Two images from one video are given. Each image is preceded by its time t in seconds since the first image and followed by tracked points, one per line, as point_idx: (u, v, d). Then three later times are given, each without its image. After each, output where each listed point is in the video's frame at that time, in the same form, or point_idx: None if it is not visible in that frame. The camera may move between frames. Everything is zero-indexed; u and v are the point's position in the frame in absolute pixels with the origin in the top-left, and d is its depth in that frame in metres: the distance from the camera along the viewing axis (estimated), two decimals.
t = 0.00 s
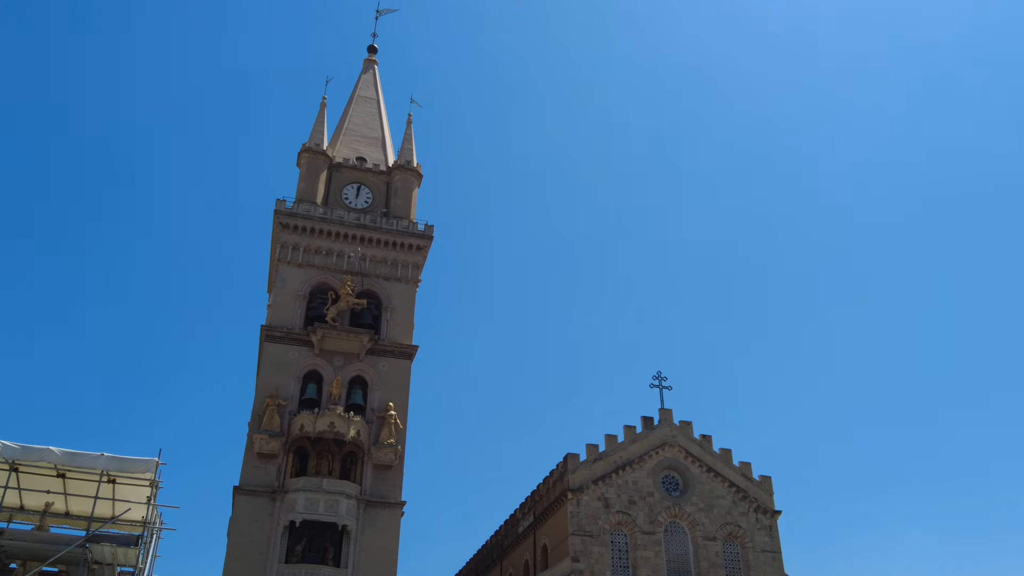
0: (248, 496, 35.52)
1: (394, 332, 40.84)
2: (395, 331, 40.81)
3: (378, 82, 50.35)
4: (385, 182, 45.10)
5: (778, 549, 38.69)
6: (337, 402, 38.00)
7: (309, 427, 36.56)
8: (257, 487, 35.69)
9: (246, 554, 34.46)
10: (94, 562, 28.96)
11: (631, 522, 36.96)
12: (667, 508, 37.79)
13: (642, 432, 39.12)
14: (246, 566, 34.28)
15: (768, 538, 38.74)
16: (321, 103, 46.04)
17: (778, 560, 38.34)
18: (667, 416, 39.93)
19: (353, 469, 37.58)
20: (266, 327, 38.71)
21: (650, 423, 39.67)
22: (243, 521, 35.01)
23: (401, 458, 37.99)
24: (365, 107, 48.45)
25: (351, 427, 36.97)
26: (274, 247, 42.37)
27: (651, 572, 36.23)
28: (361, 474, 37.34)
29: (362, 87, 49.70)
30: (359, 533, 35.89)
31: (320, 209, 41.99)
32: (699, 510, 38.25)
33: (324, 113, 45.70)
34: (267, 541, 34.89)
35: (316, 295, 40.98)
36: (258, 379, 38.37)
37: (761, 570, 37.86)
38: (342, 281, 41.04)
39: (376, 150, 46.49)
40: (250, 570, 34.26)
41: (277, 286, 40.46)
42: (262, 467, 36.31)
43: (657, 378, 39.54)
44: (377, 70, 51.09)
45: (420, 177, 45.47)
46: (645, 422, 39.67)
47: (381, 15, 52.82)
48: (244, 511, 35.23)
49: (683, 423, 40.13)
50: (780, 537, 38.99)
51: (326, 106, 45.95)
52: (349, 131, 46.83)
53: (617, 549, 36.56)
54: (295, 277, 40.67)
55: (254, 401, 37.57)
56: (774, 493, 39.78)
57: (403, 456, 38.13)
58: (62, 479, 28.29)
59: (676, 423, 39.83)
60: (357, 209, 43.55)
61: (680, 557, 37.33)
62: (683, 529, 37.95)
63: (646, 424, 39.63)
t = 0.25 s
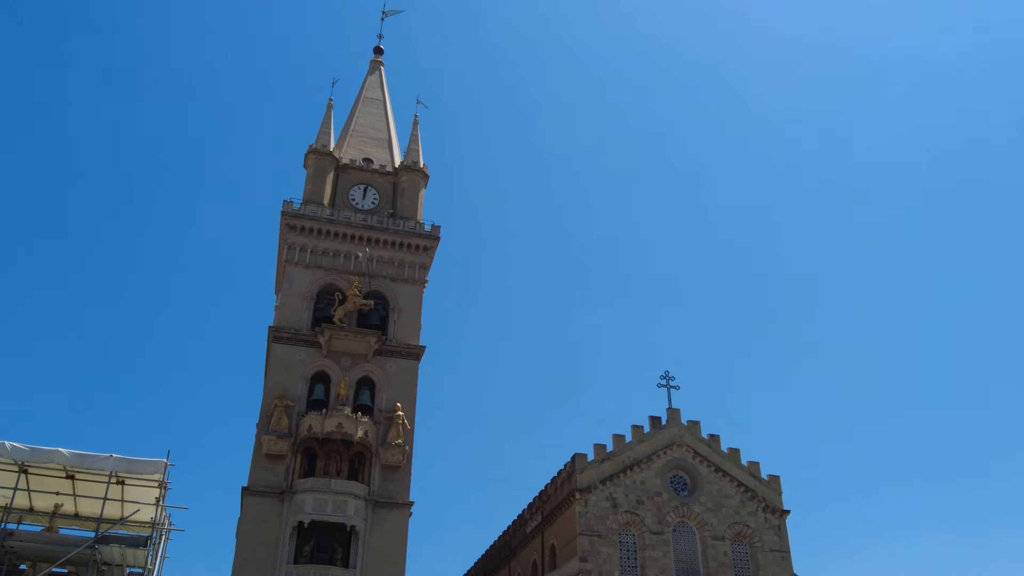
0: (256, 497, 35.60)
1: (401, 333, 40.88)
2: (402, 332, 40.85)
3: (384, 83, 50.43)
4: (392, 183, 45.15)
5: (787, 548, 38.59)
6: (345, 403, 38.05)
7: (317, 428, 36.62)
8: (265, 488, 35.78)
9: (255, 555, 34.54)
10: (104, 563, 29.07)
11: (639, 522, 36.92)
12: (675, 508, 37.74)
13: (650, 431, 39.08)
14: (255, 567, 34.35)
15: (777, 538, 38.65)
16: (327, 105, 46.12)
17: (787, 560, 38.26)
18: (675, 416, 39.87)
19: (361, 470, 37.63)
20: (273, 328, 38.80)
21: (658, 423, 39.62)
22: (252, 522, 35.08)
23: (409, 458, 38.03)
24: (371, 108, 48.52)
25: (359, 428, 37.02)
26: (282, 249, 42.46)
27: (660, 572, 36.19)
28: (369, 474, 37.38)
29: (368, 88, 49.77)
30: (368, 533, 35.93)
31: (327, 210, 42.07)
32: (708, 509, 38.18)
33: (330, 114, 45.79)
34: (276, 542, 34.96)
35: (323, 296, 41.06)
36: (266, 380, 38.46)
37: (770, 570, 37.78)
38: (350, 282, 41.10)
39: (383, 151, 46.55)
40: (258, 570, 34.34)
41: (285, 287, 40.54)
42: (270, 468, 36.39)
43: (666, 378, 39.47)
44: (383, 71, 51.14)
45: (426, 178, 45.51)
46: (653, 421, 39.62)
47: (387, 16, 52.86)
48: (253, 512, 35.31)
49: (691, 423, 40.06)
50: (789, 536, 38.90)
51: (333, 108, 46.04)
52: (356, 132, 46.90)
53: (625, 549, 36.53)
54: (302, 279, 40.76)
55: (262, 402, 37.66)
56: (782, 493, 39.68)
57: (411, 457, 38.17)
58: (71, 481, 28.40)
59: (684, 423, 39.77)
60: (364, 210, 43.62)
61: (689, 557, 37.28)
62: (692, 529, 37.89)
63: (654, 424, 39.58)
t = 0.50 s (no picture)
0: (264, 497, 35.74)
1: (408, 333, 40.98)
2: (409, 332, 40.95)
3: (389, 84, 50.55)
4: (398, 183, 45.26)
5: (794, 547, 38.56)
6: (352, 403, 38.17)
7: (324, 428, 36.75)
8: (273, 488, 35.92)
9: (263, 555, 34.68)
10: (112, 563, 29.24)
11: (646, 521, 36.94)
12: (682, 508, 37.75)
13: (657, 431, 39.10)
14: (263, 567, 34.50)
15: (785, 537, 38.63)
16: (333, 106, 46.25)
17: (794, 559, 38.23)
18: (681, 415, 39.88)
19: (369, 470, 37.73)
20: (281, 329, 38.95)
21: (665, 422, 39.64)
22: (260, 522, 35.23)
23: (416, 458, 38.13)
24: (377, 110, 48.64)
25: (366, 428, 37.14)
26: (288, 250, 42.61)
27: (667, 571, 36.21)
28: (376, 474, 37.49)
29: (373, 89, 49.88)
30: (375, 533, 36.04)
31: (333, 211, 42.19)
32: (715, 509, 38.18)
33: (336, 115, 45.92)
34: (284, 542, 35.10)
35: (330, 297, 41.19)
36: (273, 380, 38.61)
37: (777, 569, 37.76)
38: (356, 283, 41.23)
39: (389, 152, 46.66)
40: (266, 571, 34.48)
41: (292, 288, 40.69)
42: (278, 468, 36.53)
43: (672, 377, 40.36)
44: (388, 72, 51.26)
45: (432, 178, 45.59)
46: (659, 421, 39.64)
47: (392, 17, 52.97)
48: (261, 513, 35.46)
49: (697, 422, 40.06)
50: (796, 535, 38.87)
51: (339, 109, 46.17)
52: (362, 133, 47.03)
53: (632, 548, 36.56)
54: (309, 280, 40.90)
55: (270, 402, 37.81)
56: (789, 492, 39.65)
57: (418, 456, 38.26)
58: (80, 481, 28.56)
59: (691, 422, 39.76)
60: (370, 211, 43.73)
61: (696, 556, 37.28)
62: (699, 528, 37.89)
63: (660, 423, 39.60)
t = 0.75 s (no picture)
0: (270, 498, 35.80)
1: (413, 333, 41.01)
2: (414, 332, 40.98)
3: (394, 85, 50.59)
4: (402, 184, 45.29)
5: (800, 547, 38.48)
6: (358, 403, 38.21)
7: (330, 429, 36.80)
8: (279, 489, 35.97)
9: (269, 556, 34.74)
10: (119, 564, 29.31)
11: (651, 521, 36.91)
12: (688, 508, 37.70)
13: (662, 431, 39.06)
14: (269, 567, 34.55)
15: (790, 537, 38.55)
16: (338, 107, 46.30)
17: (800, 559, 38.16)
18: (687, 415, 39.84)
19: (374, 470, 37.74)
20: (286, 329, 39.00)
21: (670, 422, 39.60)
22: (265, 522, 35.28)
23: (421, 458, 38.16)
24: (382, 110, 48.69)
25: (371, 428, 37.17)
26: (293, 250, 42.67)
27: (673, 571, 36.17)
28: (381, 475, 37.52)
29: (378, 90, 49.93)
30: (381, 534, 36.08)
31: (338, 212, 42.24)
32: (720, 509, 38.12)
33: (341, 116, 45.97)
34: (289, 542, 35.14)
35: (335, 297, 41.24)
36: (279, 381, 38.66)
37: (783, 569, 37.69)
38: (361, 284, 41.28)
39: (393, 153, 46.70)
40: (272, 571, 34.54)
41: (297, 289, 40.75)
42: (283, 468, 36.58)
43: (677, 377, 40.68)
44: (393, 73, 51.30)
45: (437, 179, 45.62)
46: (664, 421, 39.60)
47: (396, 18, 53.02)
48: (266, 513, 35.51)
49: (703, 422, 40.02)
50: (802, 535, 38.79)
51: (343, 110, 46.22)
52: (366, 134, 47.07)
53: (638, 548, 36.53)
54: (314, 280, 40.95)
55: (276, 403, 37.86)
56: (795, 492, 39.57)
57: (423, 457, 38.29)
58: (86, 482, 28.63)
59: (696, 422, 39.72)
60: (375, 211, 43.77)
61: (702, 556, 37.24)
62: (704, 528, 37.85)
63: (666, 423, 39.56)
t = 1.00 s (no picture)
0: (275, 498, 35.85)
1: (418, 334, 41.04)
2: (418, 333, 41.00)
3: (398, 86, 50.62)
4: (407, 184, 45.32)
5: (806, 548, 38.40)
6: (363, 404, 38.25)
7: (335, 429, 36.82)
8: (284, 489, 36.02)
9: (275, 556, 34.78)
10: (125, 564, 29.38)
11: (657, 522, 36.86)
12: (693, 508, 37.65)
13: (667, 431, 39.02)
14: (274, 568, 34.60)
15: (796, 537, 38.48)
16: (343, 107, 46.34)
17: (806, 559, 38.07)
18: (692, 415, 39.80)
19: (379, 471, 37.73)
20: (291, 330, 39.06)
21: (675, 422, 39.55)
22: (271, 523, 35.33)
23: (426, 459, 38.18)
24: (386, 111, 48.73)
25: (376, 429, 37.20)
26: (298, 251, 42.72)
27: (678, 571, 36.13)
28: (387, 475, 37.53)
29: (382, 91, 49.97)
30: (386, 534, 36.10)
31: (343, 212, 42.28)
32: (726, 509, 38.07)
33: (346, 117, 46.02)
34: (295, 543, 35.19)
35: (340, 298, 41.28)
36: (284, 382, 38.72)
37: (789, 569, 37.62)
38: (366, 284, 41.32)
39: (398, 154, 46.73)
40: (278, 571, 34.58)
41: (302, 290, 40.80)
42: (289, 469, 36.63)
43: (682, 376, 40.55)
44: (397, 74, 51.34)
45: (441, 179, 45.63)
46: (669, 421, 39.56)
47: (400, 19, 53.07)
48: (272, 514, 35.56)
49: (708, 422, 39.96)
50: (808, 535, 38.71)
51: (347, 111, 46.28)
52: (371, 135, 47.11)
53: (643, 549, 36.49)
54: (319, 281, 41.00)
55: (281, 404, 37.91)
56: (801, 492, 39.49)
57: (428, 457, 38.30)
58: (92, 483, 28.71)
59: (701, 422, 39.66)
60: (380, 212, 43.81)
61: (707, 556, 37.20)
62: (710, 528, 37.79)
63: (671, 424, 39.52)
